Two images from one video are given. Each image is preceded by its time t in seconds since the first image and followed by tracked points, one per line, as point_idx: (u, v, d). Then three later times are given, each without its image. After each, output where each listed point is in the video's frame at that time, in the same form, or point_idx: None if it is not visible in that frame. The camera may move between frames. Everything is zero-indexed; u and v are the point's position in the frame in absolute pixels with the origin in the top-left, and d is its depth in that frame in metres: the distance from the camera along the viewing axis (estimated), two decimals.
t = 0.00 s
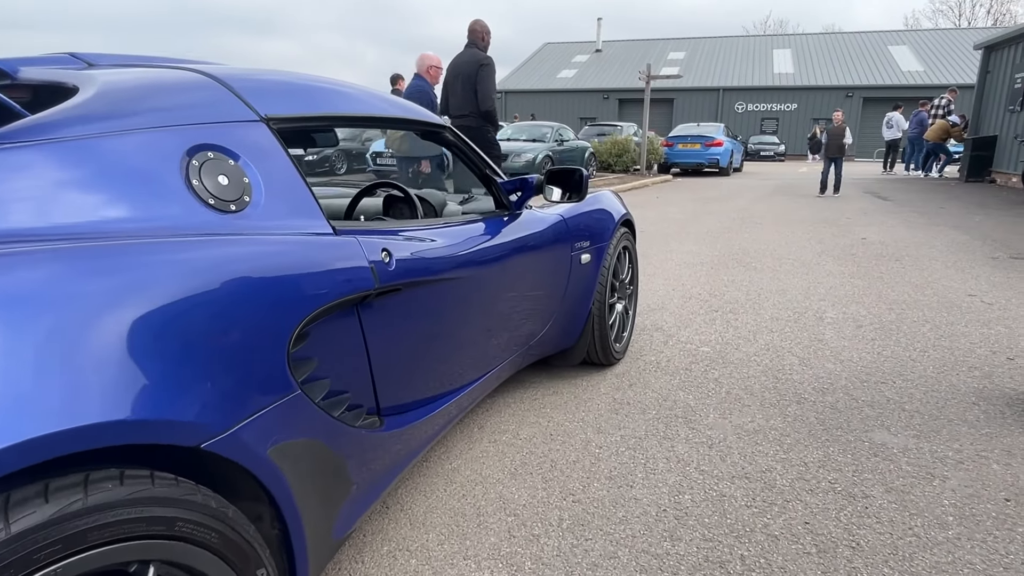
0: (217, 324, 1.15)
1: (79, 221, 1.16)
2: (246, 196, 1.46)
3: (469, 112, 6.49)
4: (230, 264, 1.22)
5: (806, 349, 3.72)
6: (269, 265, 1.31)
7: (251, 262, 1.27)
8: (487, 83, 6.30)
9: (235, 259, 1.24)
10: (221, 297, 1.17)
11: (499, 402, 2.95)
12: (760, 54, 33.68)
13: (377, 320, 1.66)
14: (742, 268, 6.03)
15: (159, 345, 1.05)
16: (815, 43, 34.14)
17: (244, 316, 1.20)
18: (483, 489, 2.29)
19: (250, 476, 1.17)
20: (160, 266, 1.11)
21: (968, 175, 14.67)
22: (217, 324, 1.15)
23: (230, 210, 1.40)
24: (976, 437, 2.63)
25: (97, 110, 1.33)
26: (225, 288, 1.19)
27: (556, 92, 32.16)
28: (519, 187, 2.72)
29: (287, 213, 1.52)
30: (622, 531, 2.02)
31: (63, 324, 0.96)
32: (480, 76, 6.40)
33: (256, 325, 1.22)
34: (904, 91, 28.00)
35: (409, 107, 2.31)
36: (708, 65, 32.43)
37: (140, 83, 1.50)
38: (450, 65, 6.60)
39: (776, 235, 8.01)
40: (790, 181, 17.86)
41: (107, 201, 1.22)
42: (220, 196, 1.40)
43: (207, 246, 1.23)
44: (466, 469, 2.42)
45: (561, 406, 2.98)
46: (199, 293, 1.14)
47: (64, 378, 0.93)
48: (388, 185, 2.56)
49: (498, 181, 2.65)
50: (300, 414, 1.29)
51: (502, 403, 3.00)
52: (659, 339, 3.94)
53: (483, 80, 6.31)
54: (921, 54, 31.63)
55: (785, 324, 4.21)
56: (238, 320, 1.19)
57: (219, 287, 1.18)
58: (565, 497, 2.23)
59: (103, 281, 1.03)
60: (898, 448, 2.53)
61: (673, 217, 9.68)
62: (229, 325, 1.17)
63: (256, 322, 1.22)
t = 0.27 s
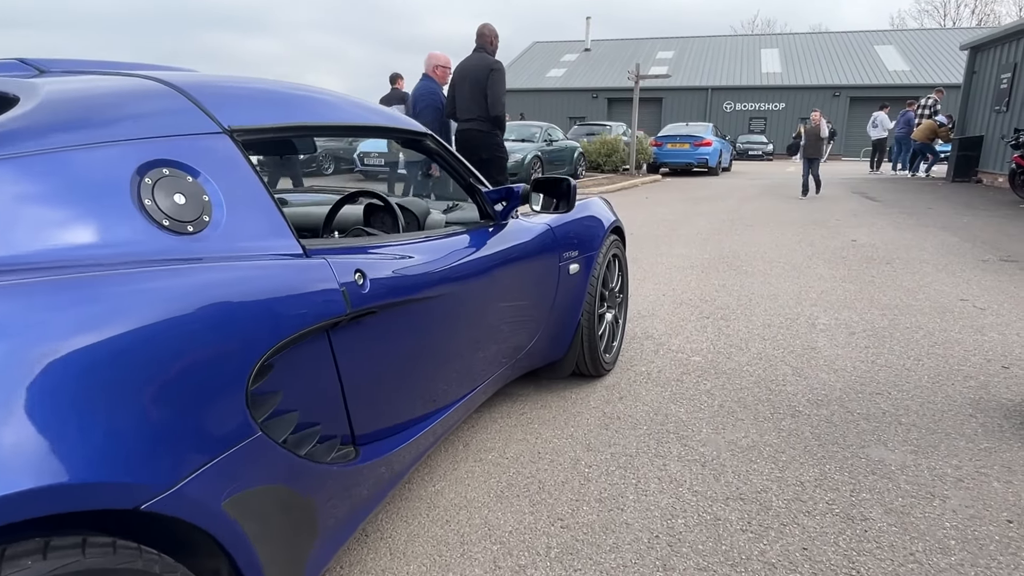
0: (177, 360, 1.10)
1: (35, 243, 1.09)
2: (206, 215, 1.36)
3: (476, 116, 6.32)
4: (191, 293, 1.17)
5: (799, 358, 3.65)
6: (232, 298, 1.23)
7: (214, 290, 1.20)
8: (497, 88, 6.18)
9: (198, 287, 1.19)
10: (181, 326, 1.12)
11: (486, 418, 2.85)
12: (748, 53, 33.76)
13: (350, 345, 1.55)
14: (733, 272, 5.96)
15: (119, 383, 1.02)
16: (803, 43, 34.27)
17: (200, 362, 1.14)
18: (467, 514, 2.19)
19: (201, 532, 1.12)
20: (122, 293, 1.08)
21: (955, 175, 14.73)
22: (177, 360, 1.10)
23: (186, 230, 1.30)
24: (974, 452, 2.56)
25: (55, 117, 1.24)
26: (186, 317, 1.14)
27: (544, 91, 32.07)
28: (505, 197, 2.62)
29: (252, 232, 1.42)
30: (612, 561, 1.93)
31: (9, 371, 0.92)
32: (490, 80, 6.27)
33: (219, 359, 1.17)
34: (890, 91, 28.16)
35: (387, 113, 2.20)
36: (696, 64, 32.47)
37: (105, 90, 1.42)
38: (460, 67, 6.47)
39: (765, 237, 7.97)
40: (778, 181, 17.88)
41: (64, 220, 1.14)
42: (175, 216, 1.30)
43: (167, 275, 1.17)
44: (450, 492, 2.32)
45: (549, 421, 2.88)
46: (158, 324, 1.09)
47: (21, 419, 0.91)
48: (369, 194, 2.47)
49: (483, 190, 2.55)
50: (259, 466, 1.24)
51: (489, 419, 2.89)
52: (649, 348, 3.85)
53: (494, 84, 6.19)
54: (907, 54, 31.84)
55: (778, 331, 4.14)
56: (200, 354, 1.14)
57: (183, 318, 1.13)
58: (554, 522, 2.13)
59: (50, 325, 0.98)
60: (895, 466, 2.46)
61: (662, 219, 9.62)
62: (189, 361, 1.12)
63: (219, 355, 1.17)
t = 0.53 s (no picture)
0: (140, 409, 1.03)
1: None
2: (162, 246, 1.26)
3: (495, 117, 6.21)
4: (156, 331, 1.10)
5: (794, 371, 3.57)
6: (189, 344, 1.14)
7: (176, 332, 1.13)
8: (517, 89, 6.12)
9: (163, 327, 1.12)
10: (144, 374, 1.05)
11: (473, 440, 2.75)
12: (739, 54, 33.79)
13: (324, 382, 1.45)
14: (726, 278, 5.89)
15: (65, 437, 0.93)
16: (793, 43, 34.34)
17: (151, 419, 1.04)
18: (452, 547, 2.08)
19: None
20: (82, 333, 1.02)
21: (945, 176, 14.76)
22: (140, 411, 1.03)
23: (139, 264, 1.20)
24: (976, 474, 2.49)
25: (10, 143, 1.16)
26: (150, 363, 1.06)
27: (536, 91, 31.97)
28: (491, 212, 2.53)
29: (217, 264, 1.32)
30: None
31: None
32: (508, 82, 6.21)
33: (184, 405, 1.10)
34: (880, 92, 28.26)
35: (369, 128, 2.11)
36: (687, 65, 32.48)
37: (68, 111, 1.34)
38: (475, 70, 6.38)
39: (757, 241, 7.91)
40: (770, 182, 17.86)
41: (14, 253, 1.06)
42: (127, 249, 1.20)
43: (118, 316, 1.09)
44: (434, 522, 2.21)
45: (538, 441, 2.79)
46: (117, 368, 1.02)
47: None
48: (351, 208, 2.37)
49: (470, 205, 2.46)
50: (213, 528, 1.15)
51: (476, 439, 2.79)
52: (641, 361, 3.76)
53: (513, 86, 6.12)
54: (897, 54, 31.98)
55: (772, 342, 4.06)
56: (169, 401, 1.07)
57: (150, 362, 1.07)
58: (542, 555, 2.03)
59: None
60: (895, 489, 2.38)
61: (654, 222, 9.55)
62: (152, 410, 1.05)
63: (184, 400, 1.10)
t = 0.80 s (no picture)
0: (80, 461, 0.98)
1: None
2: (118, 275, 1.19)
3: (509, 120, 6.12)
4: (105, 374, 1.05)
5: (792, 383, 3.49)
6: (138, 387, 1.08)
7: (127, 374, 1.07)
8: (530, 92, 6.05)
9: (112, 370, 1.06)
10: (88, 422, 0.99)
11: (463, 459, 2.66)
12: (733, 54, 33.80)
13: (296, 416, 1.38)
14: (722, 284, 5.81)
15: None
16: (787, 44, 34.36)
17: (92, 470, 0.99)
18: None
19: None
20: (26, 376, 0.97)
21: (939, 178, 14.75)
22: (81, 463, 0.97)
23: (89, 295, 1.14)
24: (981, 494, 2.41)
25: None
26: (95, 410, 1.01)
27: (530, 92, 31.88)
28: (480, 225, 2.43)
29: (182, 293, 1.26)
30: None
31: None
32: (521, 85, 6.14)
33: (133, 456, 1.05)
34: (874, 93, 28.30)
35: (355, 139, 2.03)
36: (681, 65, 32.46)
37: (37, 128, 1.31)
38: (488, 73, 6.31)
39: (753, 244, 7.85)
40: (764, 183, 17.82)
41: None
42: (77, 281, 1.14)
43: (64, 356, 1.04)
44: (422, 549, 2.12)
45: (530, 459, 2.70)
46: (58, 417, 0.96)
47: None
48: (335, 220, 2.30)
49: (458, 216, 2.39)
50: None
51: (466, 458, 2.70)
52: (636, 372, 3.67)
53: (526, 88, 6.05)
54: (890, 55, 32.04)
55: (770, 352, 3.98)
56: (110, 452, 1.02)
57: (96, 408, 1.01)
58: None
59: None
60: (899, 512, 2.30)
61: (649, 225, 9.47)
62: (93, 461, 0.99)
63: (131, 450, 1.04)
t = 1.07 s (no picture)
0: (29, 516, 0.90)
1: None
2: (79, 308, 1.14)
3: (521, 125, 6.04)
4: (61, 419, 0.98)
5: (797, 395, 3.40)
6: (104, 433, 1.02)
7: (92, 415, 1.01)
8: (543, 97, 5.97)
9: (66, 416, 0.98)
10: (40, 472, 0.92)
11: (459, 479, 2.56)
12: (730, 55, 33.76)
13: (277, 454, 1.30)
14: (722, 290, 5.72)
15: None
16: (784, 45, 34.33)
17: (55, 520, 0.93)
18: None
19: None
20: None
21: (937, 179, 14.70)
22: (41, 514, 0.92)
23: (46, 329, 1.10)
24: (996, 515, 2.32)
25: None
26: (49, 459, 0.94)
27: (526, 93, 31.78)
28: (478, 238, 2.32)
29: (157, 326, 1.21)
30: None
31: None
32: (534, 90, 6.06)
33: (89, 508, 0.97)
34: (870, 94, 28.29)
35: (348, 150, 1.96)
36: (678, 66, 32.40)
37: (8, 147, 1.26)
38: (500, 77, 6.23)
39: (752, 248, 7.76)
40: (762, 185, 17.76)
41: None
42: (33, 313, 1.09)
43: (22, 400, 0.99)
44: None
45: (528, 478, 2.60)
46: (6, 468, 0.89)
47: None
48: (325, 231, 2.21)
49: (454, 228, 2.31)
50: None
51: (462, 477, 2.61)
52: (637, 384, 3.57)
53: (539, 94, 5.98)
54: (886, 56, 32.05)
55: (773, 362, 3.89)
56: (66, 504, 0.94)
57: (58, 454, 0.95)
58: None
59: None
60: (912, 535, 2.21)
61: (647, 229, 9.37)
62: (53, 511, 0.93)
63: (89, 503, 0.97)
